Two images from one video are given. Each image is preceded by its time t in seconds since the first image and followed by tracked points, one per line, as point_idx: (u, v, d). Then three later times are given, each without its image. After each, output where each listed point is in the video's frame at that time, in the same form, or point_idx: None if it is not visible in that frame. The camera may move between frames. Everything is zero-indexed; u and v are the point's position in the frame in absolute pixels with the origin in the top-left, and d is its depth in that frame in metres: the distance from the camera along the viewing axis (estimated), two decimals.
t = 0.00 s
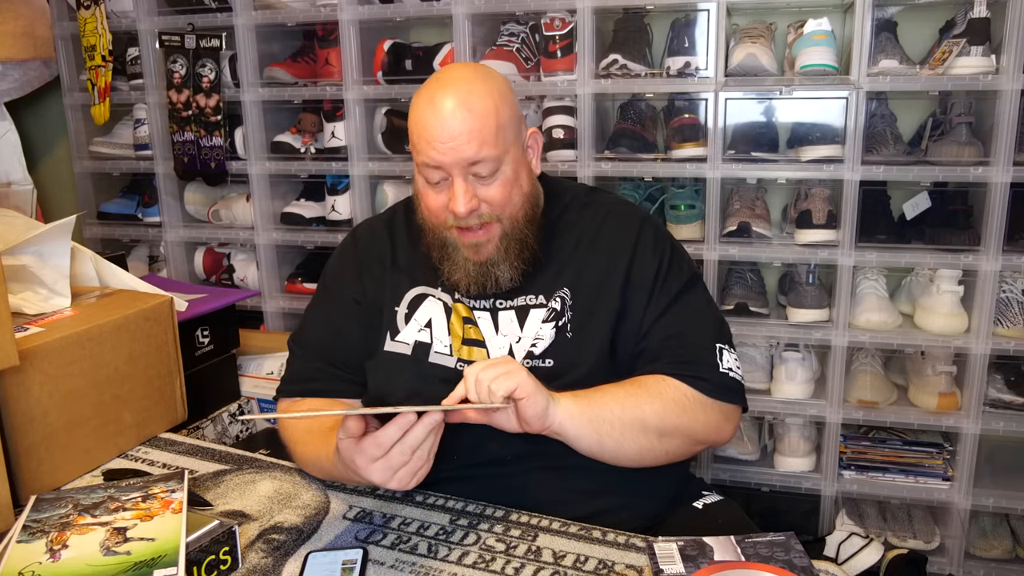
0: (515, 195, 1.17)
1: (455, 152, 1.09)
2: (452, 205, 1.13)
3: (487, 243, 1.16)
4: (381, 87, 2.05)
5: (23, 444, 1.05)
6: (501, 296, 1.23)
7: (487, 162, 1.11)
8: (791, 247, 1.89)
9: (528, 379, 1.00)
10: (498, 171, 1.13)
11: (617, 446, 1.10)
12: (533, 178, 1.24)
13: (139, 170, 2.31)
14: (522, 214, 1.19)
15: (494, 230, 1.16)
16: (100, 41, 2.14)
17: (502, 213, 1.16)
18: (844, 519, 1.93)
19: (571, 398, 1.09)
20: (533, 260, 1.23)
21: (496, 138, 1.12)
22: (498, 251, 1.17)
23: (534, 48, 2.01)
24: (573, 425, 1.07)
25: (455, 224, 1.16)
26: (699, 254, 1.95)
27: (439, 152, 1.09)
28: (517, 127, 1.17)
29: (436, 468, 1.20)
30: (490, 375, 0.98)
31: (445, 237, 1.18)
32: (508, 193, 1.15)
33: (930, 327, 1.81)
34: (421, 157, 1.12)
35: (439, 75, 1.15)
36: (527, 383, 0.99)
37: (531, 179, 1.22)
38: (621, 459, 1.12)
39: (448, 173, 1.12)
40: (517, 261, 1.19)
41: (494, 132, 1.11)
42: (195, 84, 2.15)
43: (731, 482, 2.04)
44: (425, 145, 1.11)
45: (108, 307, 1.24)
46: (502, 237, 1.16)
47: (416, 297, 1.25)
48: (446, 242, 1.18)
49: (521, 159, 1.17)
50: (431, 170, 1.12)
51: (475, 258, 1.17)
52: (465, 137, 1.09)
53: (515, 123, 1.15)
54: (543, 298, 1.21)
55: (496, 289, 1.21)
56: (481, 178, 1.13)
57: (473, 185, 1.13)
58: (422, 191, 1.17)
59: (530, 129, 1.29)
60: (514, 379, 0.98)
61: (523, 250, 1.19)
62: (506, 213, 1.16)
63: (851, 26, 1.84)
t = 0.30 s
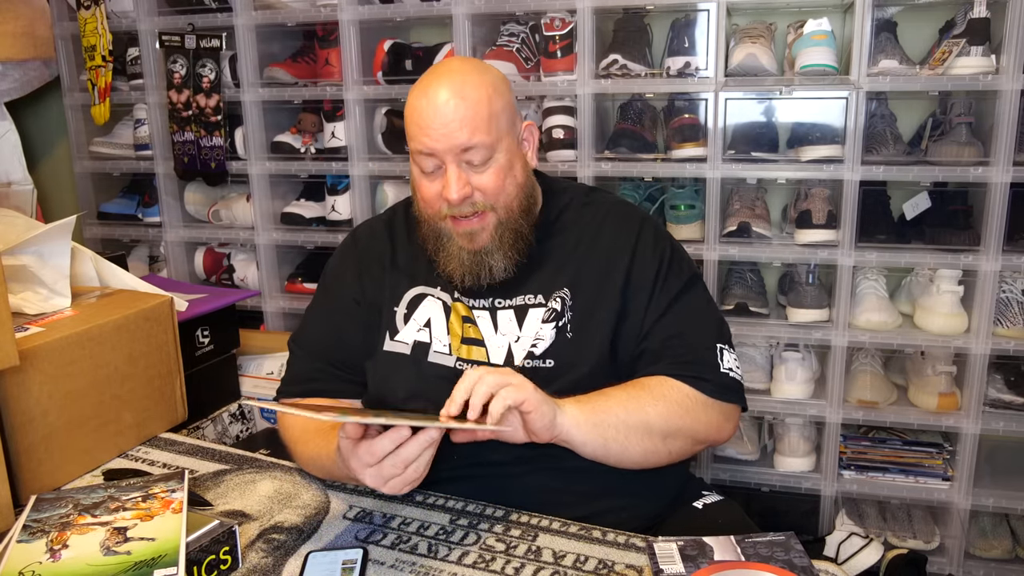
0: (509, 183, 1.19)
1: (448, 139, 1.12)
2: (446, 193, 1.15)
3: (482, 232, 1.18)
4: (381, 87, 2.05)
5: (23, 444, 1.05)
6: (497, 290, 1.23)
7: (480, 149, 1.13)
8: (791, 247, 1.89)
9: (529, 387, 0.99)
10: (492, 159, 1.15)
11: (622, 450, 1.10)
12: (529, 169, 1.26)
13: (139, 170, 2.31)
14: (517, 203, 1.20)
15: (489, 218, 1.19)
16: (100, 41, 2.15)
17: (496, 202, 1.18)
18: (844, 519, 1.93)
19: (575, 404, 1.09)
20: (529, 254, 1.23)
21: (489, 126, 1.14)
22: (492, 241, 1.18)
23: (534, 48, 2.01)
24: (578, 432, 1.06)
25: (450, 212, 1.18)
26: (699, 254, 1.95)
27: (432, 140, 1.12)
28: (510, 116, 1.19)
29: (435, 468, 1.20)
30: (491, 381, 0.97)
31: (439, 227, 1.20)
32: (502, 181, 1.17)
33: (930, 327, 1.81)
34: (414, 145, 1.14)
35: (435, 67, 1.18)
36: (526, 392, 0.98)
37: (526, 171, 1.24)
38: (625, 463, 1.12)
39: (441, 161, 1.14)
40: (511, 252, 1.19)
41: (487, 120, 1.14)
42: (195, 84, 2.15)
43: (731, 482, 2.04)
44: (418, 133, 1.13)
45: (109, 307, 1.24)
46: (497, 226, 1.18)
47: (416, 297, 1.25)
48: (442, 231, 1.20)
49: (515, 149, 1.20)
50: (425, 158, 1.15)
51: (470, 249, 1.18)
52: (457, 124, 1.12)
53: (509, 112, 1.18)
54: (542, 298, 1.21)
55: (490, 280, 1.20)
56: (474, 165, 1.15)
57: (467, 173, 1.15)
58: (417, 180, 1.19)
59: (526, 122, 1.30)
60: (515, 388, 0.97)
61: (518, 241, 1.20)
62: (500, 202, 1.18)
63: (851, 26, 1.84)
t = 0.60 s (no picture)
0: (517, 164, 1.22)
1: (462, 110, 1.16)
2: (457, 165, 1.18)
3: (488, 211, 1.21)
4: (381, 87, 2.05)
5: (23, 444, 1.05)
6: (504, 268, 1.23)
7: (493, 122, 1.18)
8: (791, 247, 1.89)
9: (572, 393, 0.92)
10: (504, 135, 1.19)
11: (637, 457, 1.09)
12: (535, 160, 1.29)
13: (139, 170, 2.31)
14: (523, 186, 1.23)
15: (496, 198, 1.22)
16: (100, 41, 2.15)
17: (504, 181, 1.21)
18: (844, 519, 1.93)
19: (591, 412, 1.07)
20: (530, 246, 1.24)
21: (502, 103, 1.18)
22: (499, 219, 1.20)
23: (534, 48, 2.01)
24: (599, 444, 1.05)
25: (459, 188, 1.21)
26: (699, 254, 1.94)
27: (447, 110, 1.16)
28: (521, 103, 1.24)
29: (435, 468, 1.20)
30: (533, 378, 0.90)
31: (448, 205, 1.22)
32: (512, 160, 1.21)
33: (930, 327, 1.81)
34: (428, 116, 1.18)
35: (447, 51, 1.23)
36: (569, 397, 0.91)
37: (533, 159, 1.28)
38: (635, 468, 1.11)
39: (454, 133, 1.18)
40: (518, 237, 1.21)
41: (500, 97, 1.18)
42: (195, 84, 2.15)
43: (731, 481, 2.04)
44: (432, 104, 1.17)
45: (109, 307, 1.24)
46: (504, 206, 1.21)
47: (412, 299, 1.25)
48: (449, 211, 1.22)
49: (523, 133, 1.24)
50: (438, 130, 1.18)
51: (476, 226, 1.19)
52: (472, 96, 1.16)
53: (520, 98, 1.23)
54: (541, 297, 1.21)
55: (495, 263, 1.21)
56: (485, 140, 1.19)
57: (478, 148, 1.19)
58: (426, 158, 1.22)
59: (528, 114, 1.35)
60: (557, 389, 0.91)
61: (524, 223, 1.22)
62: (509, 182, 1.22)
63: (851, 26, 1.84)
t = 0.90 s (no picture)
0: (523, 155, 1.23)
1: (471, 97, 1.18)
2: (466, 150, 1.19)
3: (495, 197, 1.21)
4: (381, 87, 2.05)
5: (23, 444, 1.05)
6: (506, 258, 1.24)
7: (500, 111, 1.19)
8: (791, 247, 1.89)
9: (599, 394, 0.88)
10: (511, 125, 1.21)
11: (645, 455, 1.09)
12: (541, 157, 1.31)
13: (139, 170, 2.32)
14: (529, 176, 1.24)
15: (503, 185, 1.21)
16: (100, 41, 2.14)
17: (511, 169, 1.21)
18: (844, 520, 1.93)
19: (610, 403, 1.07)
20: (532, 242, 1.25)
21: (510, 95, 1.21)
22: (504, 206, 1.20)
23: (534, 48, 2.01)
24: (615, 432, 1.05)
25: (467, 174, 1.20)
26: (699, 254, 1.94)
27: (457, 96, 1.18)
28: (526, 99, 1.26)
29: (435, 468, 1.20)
30: (572, 359, 0.87)
31: (454, 192, 1.22)
32: (518, 149, 1.22)
33: (930, 327, 1.81)
34: (437, 104, 1.19)
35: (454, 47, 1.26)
36: (594, 395, 0.88)
37: (538, 155, 1.29)
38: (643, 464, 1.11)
39: (462, 119, 1.19)
40: (523, 225, 1.22)
41: (508, 87, 1.20)
42: (195, 84, 2.15)
43: (731, 481, 2.04)
44: (442, 92, 1.19)
45: (108, 307, 1.24)
46: (509, 193, 1.21)
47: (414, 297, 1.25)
48: (456, 197, 1.22)
49: (529, 127, 1.26)
50: (447, 116, 1.19)
51: (482, 211, 1.20)
52: (481, 83, 1.18)
53: (525, 93, 1.25)
54: (542, 296, 1.20)
55: (499, 251, 1.22)
56: (493, 127, 1.20)
57: (486, 135, 1.20)
58: (433, 146, 1.23)
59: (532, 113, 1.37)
60: (589, 382, 0.88)
61: (529, 213, 1.22)
62: (516, 171, 1.22)
63: (851, 26, 1.84)
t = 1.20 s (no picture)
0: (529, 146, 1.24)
1: (477, 86, 1.20)
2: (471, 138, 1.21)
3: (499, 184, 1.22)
4: (381, 87, 2.05)
5: (23, 443, 1.05)
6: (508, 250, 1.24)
7: (506, 100, 1.21)
8: (791, 247, 1.89)
9: (583, 434, 0.82)
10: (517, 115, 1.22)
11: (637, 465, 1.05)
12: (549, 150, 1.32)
13: (139, 170, 2.32)
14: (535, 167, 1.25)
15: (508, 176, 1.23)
16: (100, 41, 2.14)
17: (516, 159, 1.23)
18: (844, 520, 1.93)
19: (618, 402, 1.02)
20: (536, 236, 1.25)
21: (517, 84, 1.22)
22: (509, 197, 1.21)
23: (534, 48, 2.00)
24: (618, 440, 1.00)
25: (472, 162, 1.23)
26: (699, 254, 1.95)
27: (463, 85, 1.20)
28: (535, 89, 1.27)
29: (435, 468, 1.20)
30: (579, 388, 0.80)
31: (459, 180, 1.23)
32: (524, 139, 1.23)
33: (930, 327, 1.81)
34: (444, 93, 1.22)
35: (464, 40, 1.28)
36: (578, 430, 0.82)
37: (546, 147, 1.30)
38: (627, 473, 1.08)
39: (469, 108, 1.21)
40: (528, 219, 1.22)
41: (515, 78, 1.22)
42: (195, 84, 2.15)
43: (731, 481, 2.04)
44: (449, 81, 1.21)
45: (109, 307, 1.24)
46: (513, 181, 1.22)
47: (417, 289, 1.25)
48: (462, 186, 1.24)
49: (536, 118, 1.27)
50: (454, 105, 1.22)
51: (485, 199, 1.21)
52: (487, 73, 1.19)
53: (534, 84, 1.26)
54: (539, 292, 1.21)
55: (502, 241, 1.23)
56: (499, 116, 1.22)
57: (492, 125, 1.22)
58: (441, 135, 1.26)
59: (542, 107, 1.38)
60: (580, 417, 0.81)
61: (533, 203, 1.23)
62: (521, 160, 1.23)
63: (851, 26, 1.84)
